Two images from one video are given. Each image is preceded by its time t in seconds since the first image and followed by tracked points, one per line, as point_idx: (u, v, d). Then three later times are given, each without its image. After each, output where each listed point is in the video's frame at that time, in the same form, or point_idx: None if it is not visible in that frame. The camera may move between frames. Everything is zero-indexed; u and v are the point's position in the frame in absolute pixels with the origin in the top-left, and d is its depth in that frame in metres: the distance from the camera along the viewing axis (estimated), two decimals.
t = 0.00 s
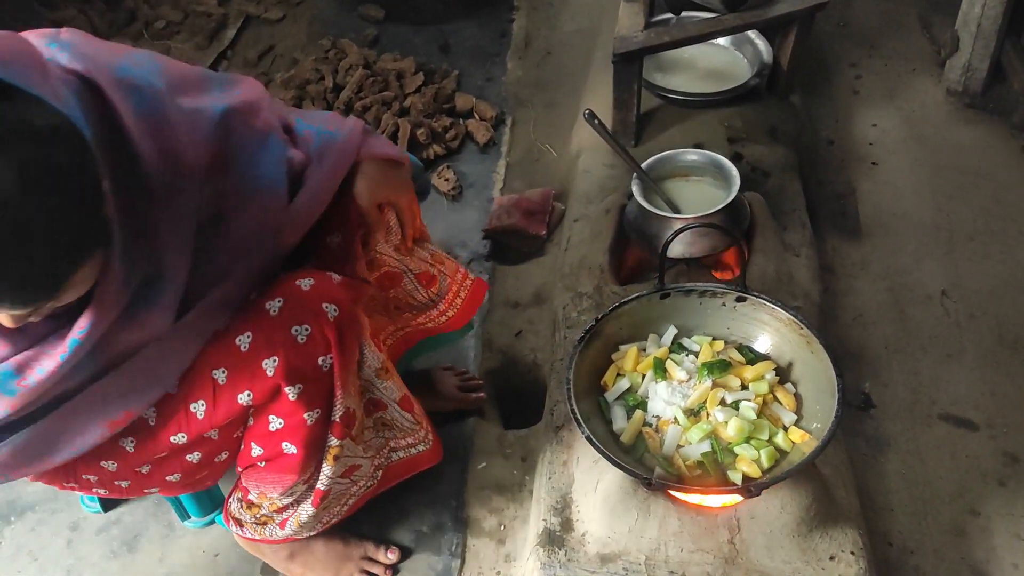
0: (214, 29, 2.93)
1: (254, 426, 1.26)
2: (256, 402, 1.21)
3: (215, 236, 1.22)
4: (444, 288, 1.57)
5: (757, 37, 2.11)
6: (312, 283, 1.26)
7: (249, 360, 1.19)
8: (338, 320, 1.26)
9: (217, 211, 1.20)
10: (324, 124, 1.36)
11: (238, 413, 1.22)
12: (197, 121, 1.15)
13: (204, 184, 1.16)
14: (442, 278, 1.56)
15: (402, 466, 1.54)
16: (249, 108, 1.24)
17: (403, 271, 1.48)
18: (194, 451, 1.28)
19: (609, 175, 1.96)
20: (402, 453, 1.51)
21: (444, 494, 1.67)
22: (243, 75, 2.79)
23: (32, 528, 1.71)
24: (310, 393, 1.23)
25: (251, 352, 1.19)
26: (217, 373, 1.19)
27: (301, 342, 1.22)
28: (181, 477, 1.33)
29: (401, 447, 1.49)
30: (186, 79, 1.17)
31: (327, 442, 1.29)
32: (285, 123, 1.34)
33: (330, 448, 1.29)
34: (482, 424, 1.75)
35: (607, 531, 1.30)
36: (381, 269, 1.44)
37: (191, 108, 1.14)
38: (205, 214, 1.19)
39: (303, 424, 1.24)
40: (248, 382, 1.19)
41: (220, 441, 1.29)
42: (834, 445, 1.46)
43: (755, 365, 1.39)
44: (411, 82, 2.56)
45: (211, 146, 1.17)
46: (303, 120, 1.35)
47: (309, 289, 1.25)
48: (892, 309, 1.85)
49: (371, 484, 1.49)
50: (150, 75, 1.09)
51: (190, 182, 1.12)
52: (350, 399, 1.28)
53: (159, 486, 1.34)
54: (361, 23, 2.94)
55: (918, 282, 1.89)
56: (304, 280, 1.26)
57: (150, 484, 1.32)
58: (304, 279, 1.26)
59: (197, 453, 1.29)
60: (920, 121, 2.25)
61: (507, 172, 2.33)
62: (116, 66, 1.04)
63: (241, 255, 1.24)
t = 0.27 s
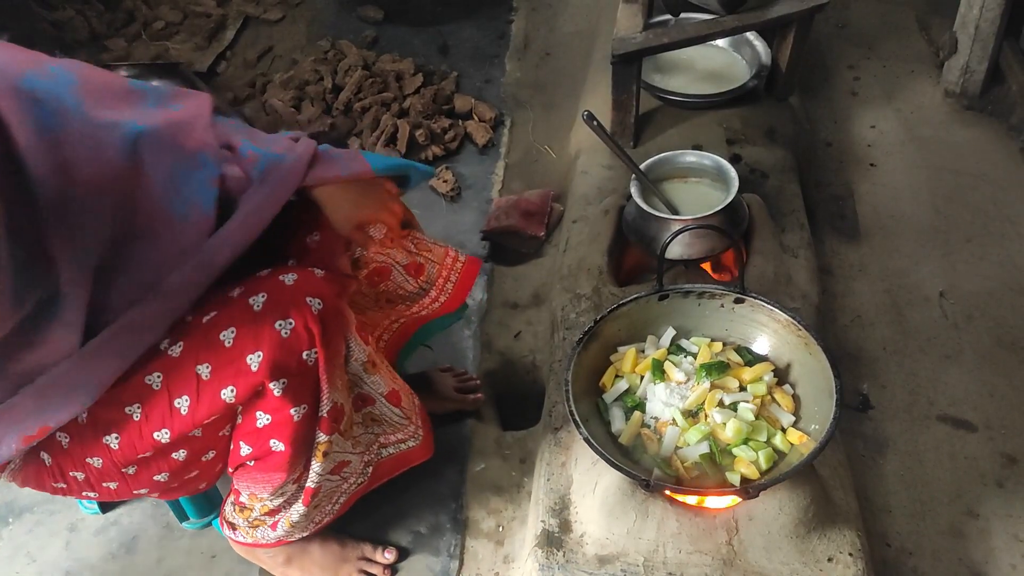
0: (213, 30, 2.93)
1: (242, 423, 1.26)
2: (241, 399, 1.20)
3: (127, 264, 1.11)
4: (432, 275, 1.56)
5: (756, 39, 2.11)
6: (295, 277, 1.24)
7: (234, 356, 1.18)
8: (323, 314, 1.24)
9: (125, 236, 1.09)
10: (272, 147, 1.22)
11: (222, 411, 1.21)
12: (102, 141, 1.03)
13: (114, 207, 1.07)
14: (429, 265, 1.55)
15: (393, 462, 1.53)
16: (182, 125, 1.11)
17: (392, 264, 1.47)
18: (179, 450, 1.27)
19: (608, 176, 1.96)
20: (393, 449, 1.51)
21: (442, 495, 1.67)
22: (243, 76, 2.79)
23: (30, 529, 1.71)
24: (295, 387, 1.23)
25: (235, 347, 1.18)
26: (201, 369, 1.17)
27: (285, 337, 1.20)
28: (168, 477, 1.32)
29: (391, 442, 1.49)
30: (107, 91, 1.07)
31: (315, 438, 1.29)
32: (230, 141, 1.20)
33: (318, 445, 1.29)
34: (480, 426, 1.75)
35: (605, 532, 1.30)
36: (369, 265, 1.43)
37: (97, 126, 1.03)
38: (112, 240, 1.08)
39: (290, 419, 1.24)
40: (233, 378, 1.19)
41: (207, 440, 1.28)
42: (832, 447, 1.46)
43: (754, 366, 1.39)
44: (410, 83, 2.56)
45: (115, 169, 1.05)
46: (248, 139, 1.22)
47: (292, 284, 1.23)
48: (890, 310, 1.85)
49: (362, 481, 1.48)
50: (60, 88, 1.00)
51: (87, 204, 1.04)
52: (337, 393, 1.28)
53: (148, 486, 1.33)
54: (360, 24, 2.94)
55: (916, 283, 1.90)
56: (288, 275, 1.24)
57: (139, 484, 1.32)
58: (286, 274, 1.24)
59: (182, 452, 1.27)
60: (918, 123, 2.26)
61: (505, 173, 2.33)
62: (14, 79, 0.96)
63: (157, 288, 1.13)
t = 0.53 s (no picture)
0: (213, 30, 2.93)
1: (236, 429, 1.26)
2: (232, 405, 1.20)
3: (82, 256, 1.11)
4: (425, 278, 1.56)
5: (756, 38, 2.11)
6: (283, 282, 1.24)
7: (223, 362, 1.18)
8: (313, 319, 1.23)
9: (78, 230, 1.09)
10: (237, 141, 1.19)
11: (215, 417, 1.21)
12: (45, 131, 1.03)
13: (63, 202, 1.06)
14: (421, 269, 1.55)
15: (389, 465, 1.54)
16: (127, 117, 1.10)
17: (381, 268, 1.50)
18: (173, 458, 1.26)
19: (608, 176, 1.96)
20: (388, 452, 1.50)
21: (442, 495, 1.67)
22: (243, 75, 2.79)
23: (30, 530, 1.71)
24: (285, 393, 1.22)
25: (224, 354, 1.18)
26: (192, 374, 1.18)
27: (274, 342, 1.19)
28: (166, 482, 1.33)
29: (386, 445, 1.49)
30: (55, 85, 1.08)
31: (308, 442, 1.29)
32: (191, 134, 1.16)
33: (311, 448, 1.29)
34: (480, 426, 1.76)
35: (604, 532, 1.30)
36: (358, 271, 1.48)
37: (40, 117, 1.03)
38: (69, 238, 1.09)
39: (282, 424, 1.23)
40: (223, 384, 1.18)
41: (203, 446, 1.28)
42: (832, 446, 1.46)
43: (754, 366, 1.39)
44: (410, 83, 2.56)
45: (60, 160, 1.04)
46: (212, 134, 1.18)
47: (280, 288, 1.22)
48: (890, 309, 1.85)
49: (358, 483, 1.48)
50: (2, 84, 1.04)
51: (34, 198, 1.04)
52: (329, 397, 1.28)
53: (148, 491, 1.34)
54: (360, 24, 2.94)
55: (916, 283, 1.90)
56: (276, 280, 1.24)
57: (138, 489, 1.33)
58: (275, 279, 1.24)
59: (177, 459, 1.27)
60: (918, 122, 2.26)
61: (505, 173, 2.33)
62: None
63: (120, 280, 1.13)
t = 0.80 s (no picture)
0: (215, 29, 2.94)
1: (242, 424, 1.26)
2: (239, 401, 1.21)
3: (80, 263, 1.11)
4: (426, 276, 1.56)
5: (757, 37, 2.11)
6: (290, 278, 1.23)
7: (231, 359, 1.18)
8: (320, 315, 1.23)
9: (78, 235, 1.09)
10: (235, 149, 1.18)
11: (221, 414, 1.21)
12: (50, 134, 1.03)
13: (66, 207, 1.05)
14: (422, 267, 1.55)
15: (392, 462, 1.54)
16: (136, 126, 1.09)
17: (383, 266, 1.49)
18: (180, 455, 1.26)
19: (609, 174, 1.96)
20: (391, 448, 1.51)
21: (443, 492, 1.67)
22: (245, 74, 2.79)
23: (33, 527, 1.72)
24: (292, 388, 1.22)
25: (232, 350, 1.18)
26: (198, 371, 1.19)
27: (281, 338, 1.19)
28: (171, 479, 1.33)
29: (389, 442, 1.49)
30: (61, 84, 1.06)
31: (313, 437, 1.29)
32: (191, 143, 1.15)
33: (316, 444, 1.30)
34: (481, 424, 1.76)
35: (604, 529, 1.31)
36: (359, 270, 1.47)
37: (47, 120, 1.02)
38: (68, 246, 1.08)
39: (288, 420, 1.24)
40: (231, 380, 1.19)
41: (209, 443, 1.28)
42: (833, 444, 1.46)
43: (754, 364, 1.39)
44: (412, 82, 2.56)
45: (62, 164, 1.04)
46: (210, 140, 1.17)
47: (287, 284, 1.21)
48: (891, 308, 1.85)
49: (361, 479, 1.49)
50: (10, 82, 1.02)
51: (35, 203, 1.03)
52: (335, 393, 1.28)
53: (153, 489, 1.34)
54: (362, 23, 2.95)
55: (917, 281, 1.90)
56: (282, 276, 1.23)
57: (143, 487, 1.33)
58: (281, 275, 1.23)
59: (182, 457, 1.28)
60: (919, 121, 2.25)
61: (507, 171, 2.34)
62: None
63: (118, 285, 1.14)
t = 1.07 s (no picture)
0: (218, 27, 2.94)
1: (249, 415, 1.26)
2: (250, 390, 1.21)
3: (95, 262, 1.17)
4: (431, 272, 1.55)
5: (759, 33, 2.11)
6: (302, 268, 1.23)
7: (243, 347, 1.18)
8: (332, 306, 1.23)
9: (94, 233, 1.15)
10: (241, 150, 1.22)
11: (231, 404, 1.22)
12: (76, 134, 1.09)
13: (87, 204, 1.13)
14: (427, 263, 1.54)
15: (396, 456, 1.54)
16: (155, 131, 1.15)
17: (387, 261, 1.46)
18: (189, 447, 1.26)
19: (611, 171, 1.96)
20: (397, 442, 1.51)
21: (445, 489, 1.67)
22: (248, 71, 2.79)
23: (36, 523, 1.72)
24: (302, 379, 1.23)
25: (243, 339, 1.18)
26: (210, 360, 1.18)
27: (292, 328, 1.19)
28: (179, 472, 1.33)
29: (394, 435, 1.49)
30: (88, 78, 1.10)
31: (319, 430, 1.29)
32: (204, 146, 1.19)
33: (322, 436, 1.30)
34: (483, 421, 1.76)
35: (606, 525, 1.31)
36: (363, 263, 1.44)
37: (76, 118, 1.08)
38: (86, 242, 1.15)
39: (296, 411, 1.24)
40: (242, 369, 1.19)
41: (216, 435, 1.28)
42: (835, 441, 1.46)
43: (756, 360, 1.39)
44: (414, 79, 2.56)
45: (86, 166, 1.11)
46: (218, 142, 1.21)
47: (299, 275, 1.22)
48: (894, 304, 1.85)
49: (365, 474, 1.49)
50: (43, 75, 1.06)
51: (58, 199, 1.08)
52: (342, 385, 1.28)
53: (159, 482, 1.34)
54: (365, 20, 2.95)
55: (920, 278, 1.89)
56: (294, 267, 1.24)
57: (150, 480, 1.32)
58: (292, 266, 1.24)
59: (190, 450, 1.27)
60: (923, 117, 2.25)
61: (509, 168, 2.34)
62: None
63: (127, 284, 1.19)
